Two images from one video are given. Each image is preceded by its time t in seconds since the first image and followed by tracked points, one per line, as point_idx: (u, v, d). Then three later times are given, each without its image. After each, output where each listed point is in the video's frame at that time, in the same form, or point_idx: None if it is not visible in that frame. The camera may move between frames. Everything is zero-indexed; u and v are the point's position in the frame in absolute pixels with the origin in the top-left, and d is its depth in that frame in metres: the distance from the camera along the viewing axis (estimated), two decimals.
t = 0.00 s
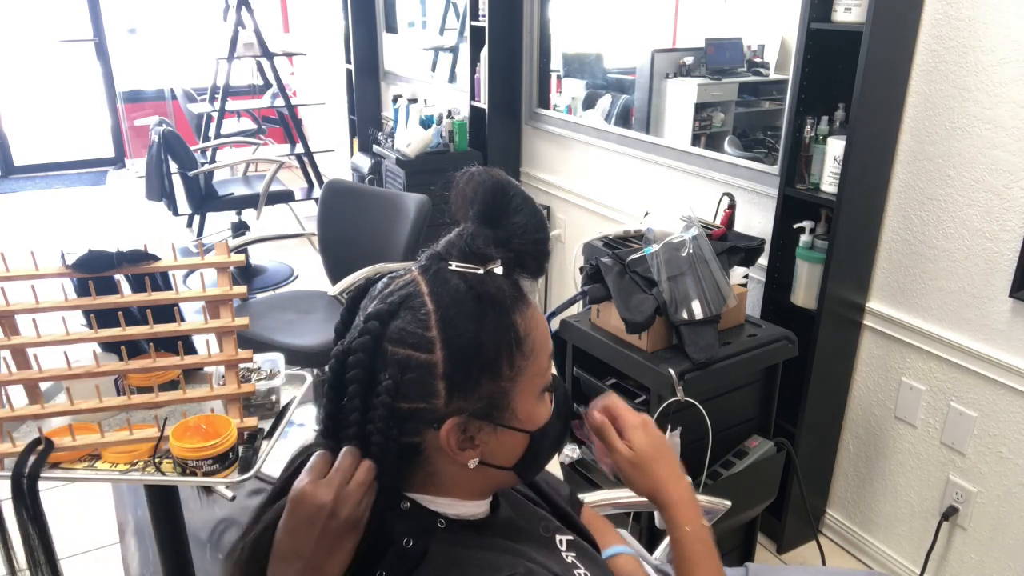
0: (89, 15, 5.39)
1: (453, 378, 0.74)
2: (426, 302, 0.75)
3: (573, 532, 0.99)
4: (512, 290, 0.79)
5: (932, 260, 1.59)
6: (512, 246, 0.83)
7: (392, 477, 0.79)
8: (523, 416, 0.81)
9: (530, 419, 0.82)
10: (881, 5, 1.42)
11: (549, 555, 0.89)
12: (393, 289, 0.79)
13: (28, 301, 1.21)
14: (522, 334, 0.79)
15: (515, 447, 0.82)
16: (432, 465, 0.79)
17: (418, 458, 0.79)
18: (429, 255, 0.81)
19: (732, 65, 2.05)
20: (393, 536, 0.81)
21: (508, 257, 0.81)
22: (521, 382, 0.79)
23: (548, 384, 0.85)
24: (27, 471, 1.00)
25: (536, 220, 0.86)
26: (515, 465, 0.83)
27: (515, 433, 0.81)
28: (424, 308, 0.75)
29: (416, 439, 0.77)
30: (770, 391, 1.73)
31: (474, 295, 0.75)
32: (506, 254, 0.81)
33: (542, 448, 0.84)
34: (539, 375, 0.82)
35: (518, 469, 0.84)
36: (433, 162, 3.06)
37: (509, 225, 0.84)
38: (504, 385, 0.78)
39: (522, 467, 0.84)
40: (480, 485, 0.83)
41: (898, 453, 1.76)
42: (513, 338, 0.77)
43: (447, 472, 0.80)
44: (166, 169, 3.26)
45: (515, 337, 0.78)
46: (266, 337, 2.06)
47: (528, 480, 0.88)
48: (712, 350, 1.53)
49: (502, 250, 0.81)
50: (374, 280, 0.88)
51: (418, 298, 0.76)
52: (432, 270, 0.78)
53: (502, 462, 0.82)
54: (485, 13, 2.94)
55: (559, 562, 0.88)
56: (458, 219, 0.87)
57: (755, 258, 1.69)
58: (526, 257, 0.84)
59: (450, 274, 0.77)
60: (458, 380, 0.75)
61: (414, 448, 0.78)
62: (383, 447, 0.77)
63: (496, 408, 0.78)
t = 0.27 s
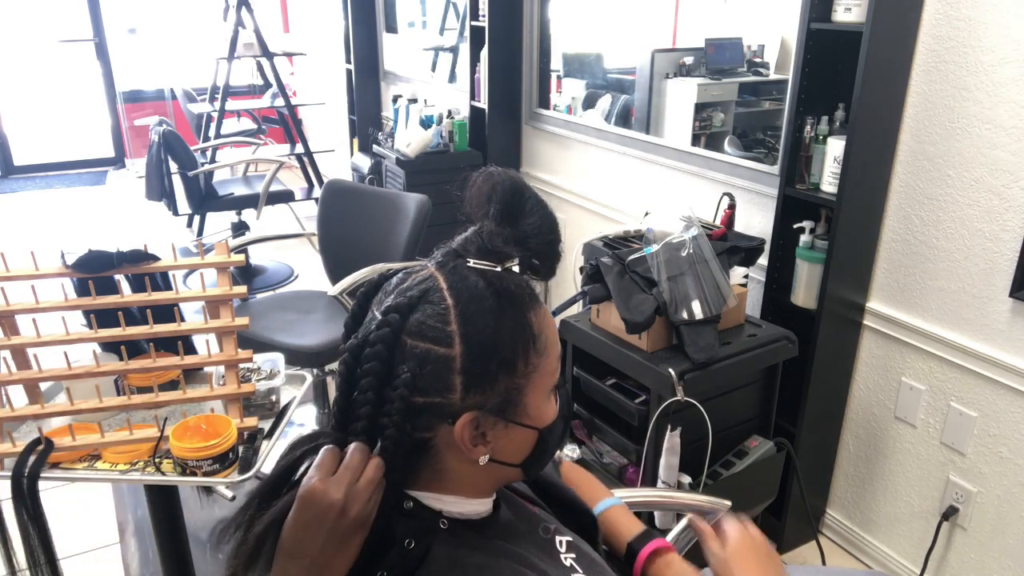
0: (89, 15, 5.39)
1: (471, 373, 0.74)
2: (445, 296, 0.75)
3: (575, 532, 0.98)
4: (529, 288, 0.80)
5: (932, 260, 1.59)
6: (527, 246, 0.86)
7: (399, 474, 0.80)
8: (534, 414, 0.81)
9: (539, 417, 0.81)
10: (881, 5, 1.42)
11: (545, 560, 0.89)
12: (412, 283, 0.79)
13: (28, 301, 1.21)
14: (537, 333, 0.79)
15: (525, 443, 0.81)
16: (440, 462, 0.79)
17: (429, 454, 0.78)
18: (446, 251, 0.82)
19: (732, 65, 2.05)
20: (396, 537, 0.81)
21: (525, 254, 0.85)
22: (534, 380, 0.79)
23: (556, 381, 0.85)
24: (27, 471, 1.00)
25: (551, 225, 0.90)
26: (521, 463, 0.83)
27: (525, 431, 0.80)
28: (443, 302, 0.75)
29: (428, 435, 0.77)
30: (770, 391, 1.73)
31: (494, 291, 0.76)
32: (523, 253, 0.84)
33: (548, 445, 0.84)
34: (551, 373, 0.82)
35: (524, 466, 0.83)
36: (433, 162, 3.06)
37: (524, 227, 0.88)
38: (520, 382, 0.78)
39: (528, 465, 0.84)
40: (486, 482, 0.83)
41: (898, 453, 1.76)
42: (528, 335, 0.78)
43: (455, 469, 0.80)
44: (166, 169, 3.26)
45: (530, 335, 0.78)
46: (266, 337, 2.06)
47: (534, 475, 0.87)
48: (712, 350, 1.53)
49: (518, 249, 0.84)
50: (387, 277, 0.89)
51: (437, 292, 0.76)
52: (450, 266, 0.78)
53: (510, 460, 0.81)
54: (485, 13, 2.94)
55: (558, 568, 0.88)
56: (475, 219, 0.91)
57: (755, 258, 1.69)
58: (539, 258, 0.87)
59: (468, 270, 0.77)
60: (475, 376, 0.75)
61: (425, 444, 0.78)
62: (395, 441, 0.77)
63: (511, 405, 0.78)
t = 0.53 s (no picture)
0: (89, 15, 5.39)
1: (472, 376, 0.74)
2: (447, 298, 0.76)
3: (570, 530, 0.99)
4: (530, 291, 0.81)
5: (932, 260, 1.59)
6: (530, 250, 0.86)
7: (398, 474, 0.80)
8: (533, 417, 0.80)
9: (538, 420, 0.81)
10: (881, 5, 1.42)
11: (546, 558, 0.89)
12: (413, 284, 0.79)
13: (28, 301, 1.21)
14: (538, 336, 0.79)
15: (522, 445, 0.81)
16: (440, 463, 0.79)
17: (428, 454, 0.78)
18: (448, 252, 0.82)
19: (732, 65, 2.05)
20: (393, 539, 0.81)
21: (527, 257, 0.85)
22: (534, 383, 0.79)
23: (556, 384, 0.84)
24: (27, 471, 1.00)
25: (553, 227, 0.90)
26: (520, 466, 0.82)
27: (524, 433, 0.80)
28: (446, 304, 0.75)
29: (428, 436, 0.77)
30: (770, 391, 1.73)
31: (496, 294, 0.76)
32: (525, 255, 0.84)
33: (546, 447, 0.84)
34: (550, 376, 0.82)
35: (523, 469, 0.83)
36: (433, 162, 3.06)
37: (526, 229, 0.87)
38: (520, 385, 0.78)
39: (526, 468, 0.83)
40: (485, 485, 0.83)
41: (898, 453, 1.76)
42: (530, 339, 0.78)
43: (454, 470, 0.80)
44: (166, 169, 3.26)
45: (532, 339, 0.78)
46: (266, 337, 2.06)
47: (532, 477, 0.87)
48: (712, 350, 1.53)
49: (521, 251, 0.84)
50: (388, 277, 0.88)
51: (439, 294, 0.76)
52: (452, 268, 0.79)
53: (508, 463, 0.81)
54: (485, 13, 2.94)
55: (558, 565, 0.89)
56: (477, 220, 0.90)
57: (755, 258, 1.69)
58: (541, 261, 0.87)
59: (471, 273, 0.78)
60: (476, 378, 0.75)
61: (424, 444, 0.78)
62: (394, 442, 0.77)
63: (510, 408, 0.78)
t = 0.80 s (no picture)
0: (89, 15, 5.39)
1: (465, 374, 0.74)
2: (437, 299, 0.75)
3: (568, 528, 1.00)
4: (520, 286, 0.80)
5: (932, 260, 1.59)
6: (519, 244, 0.85)
7: (396, 475, 0.80)
8: (529, 414, 0.81)
9: (535, 415, 0.81)
10: (881, 5, 1.42)
11: (547, 556, 0.90)
12: (402, 285, 0.79)
13: (28, 301, 1.21)
14: (530, 330, 0.79)
15: (520, 441, 0.81)
16: (438, 463, 0.79)
17: (426, 454, 0.78)
18: (436, 252, 0.82)
19: (732, 65, 2.05)
20: (392, 540, 0.81)
21: (516, 252, 0.84)
22: (529, 378, 0.80)
23: (551, 379, 0.85)
24: (27, 471, 1.00)
25: (541, 219, 0.89)
26: (517, 462, 0.83)
27: (521, 429, 0.81)
28: (435, 305, 0.75)
29: (425, 436, 0.77)
30: (770, 391, 1.73)
31: (485, 291, 0.76)
32: (513, 250, 0.84)
33: (542, 443, 0.84)
34: (544, 372, 0.82)
35: (520, 466, 0.84)
36: (433, 162, 3.06)
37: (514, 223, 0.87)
38: (514, 381, 0.78)
39: (523, 464, 0.84)
40: (481, 483, 0.83)
41: (898, 453, 1.76)
42: (522, 335, 0.78)
43: (453, 469, 0.80)
44: (166, 169, 3.26)
45: (524, 334, 0.78)
46: (266, 337, 2.06)
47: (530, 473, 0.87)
48: (712, 350, 1.53)
49: (508, 246, 0.83)
50: (377, 277, 0.88)
51: (429, 295, 0.76)
52: (440, 267, 0.78)
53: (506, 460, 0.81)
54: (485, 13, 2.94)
55: (558, 562, 0.90)
56: (464, 218, 0.90)
57: (755, 258, 1.69)
58: (531, 254, 0.87)
59: (459, 272, 0.77)
60: (470, 377, 0.75)
61: (422, 445, 0.78)
62: (392, 442, 0.77)
63: (505, 405, 0.78)
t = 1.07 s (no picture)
0: (89, 15, 5.39)
1: (474, 373, 0.74)
2: (448, 296, 0.75)
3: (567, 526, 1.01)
4: (530, 289, 0.81)
5: (932, 260, 1.59)
6: (528, 247, 0.86)
7: (398, 474, 0.79)
8: (533, 415, 0.81)
9: (538, 416, 0.82)
10: (881, 5, 1.42)
11: (546, 555, 0.91)
12: (414, 283, 0.79)
13: (28, 300, 1.21)
14: (538, 333, 0.80)
15: (522, 442, 0.81)
16: (441, 461, 0.79)
17: (428, 453, 0.78)
18: (447, 251, 0.82)
19: (732, 65, 2.05)
20: (390, 541, 0.81)
21: (526, 254, 0.85)
22: (535, 379, 0.80)
23: (554, 381, 0.85)
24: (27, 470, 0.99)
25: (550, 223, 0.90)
26: (518, 463, 0.83)
27: (523, 430, 0.81)
28: (447, 302, 0.75)
29: (429, 434, 0.77)
30: (770, 391, 1.73)
31: (497, 292, 0.76)
32: (523, 252, 0.84)
33: (543, 444, 0.84)
34: (549, 373, 0.82)
35: (521, 467, 0.84)
36: (433, 162, 3.06)
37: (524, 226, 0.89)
38: (521, 381, 0.78)
39: (523, 465, 0.84)
40: (482, 484, 0.83)
41: (898, 453, 1.76)
42: (531, 337, 0.78)
43: (453, 468, 0.79)
44: (166, 169, 3.26)
45: (532, 336, 0.79)
46: (266, 337, 2.06)
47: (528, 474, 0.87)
48: (712, 350, 1.53)
49: (519, 249, 0.84)
50: (386, 275, 0.88)
51: (440, 293, 0.76)
52: (452, 266, 0.78)
53: (508, 460, 0.82)
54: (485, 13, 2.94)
55: (556, 561, 0.90)
56: (474, 219, 0.91)
57: (755, 258, 1.69)
58: (539, 259, 0.87)
59: (471, 271, 0.78)
60: (479, 376, 0.75)
61: (426, 442, 0.77)
62: (399, 441, 0.77)
63: (512, 405, 0.78)
